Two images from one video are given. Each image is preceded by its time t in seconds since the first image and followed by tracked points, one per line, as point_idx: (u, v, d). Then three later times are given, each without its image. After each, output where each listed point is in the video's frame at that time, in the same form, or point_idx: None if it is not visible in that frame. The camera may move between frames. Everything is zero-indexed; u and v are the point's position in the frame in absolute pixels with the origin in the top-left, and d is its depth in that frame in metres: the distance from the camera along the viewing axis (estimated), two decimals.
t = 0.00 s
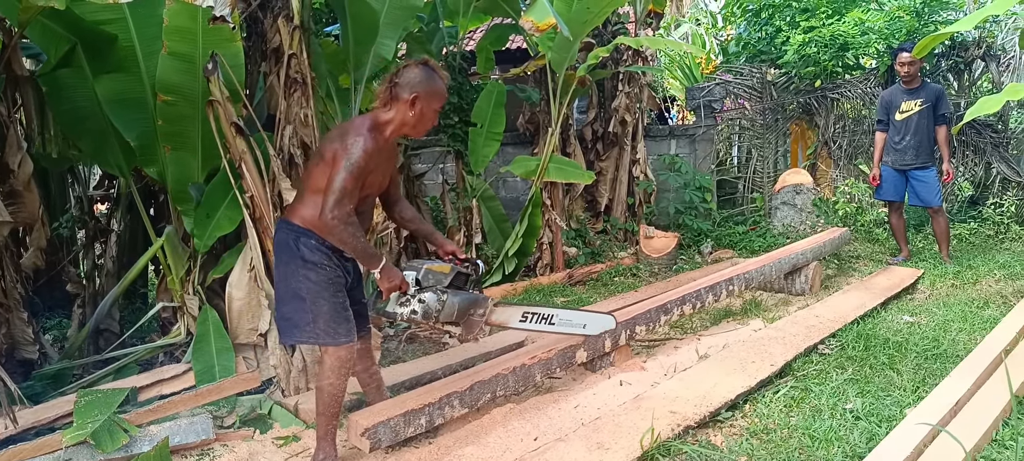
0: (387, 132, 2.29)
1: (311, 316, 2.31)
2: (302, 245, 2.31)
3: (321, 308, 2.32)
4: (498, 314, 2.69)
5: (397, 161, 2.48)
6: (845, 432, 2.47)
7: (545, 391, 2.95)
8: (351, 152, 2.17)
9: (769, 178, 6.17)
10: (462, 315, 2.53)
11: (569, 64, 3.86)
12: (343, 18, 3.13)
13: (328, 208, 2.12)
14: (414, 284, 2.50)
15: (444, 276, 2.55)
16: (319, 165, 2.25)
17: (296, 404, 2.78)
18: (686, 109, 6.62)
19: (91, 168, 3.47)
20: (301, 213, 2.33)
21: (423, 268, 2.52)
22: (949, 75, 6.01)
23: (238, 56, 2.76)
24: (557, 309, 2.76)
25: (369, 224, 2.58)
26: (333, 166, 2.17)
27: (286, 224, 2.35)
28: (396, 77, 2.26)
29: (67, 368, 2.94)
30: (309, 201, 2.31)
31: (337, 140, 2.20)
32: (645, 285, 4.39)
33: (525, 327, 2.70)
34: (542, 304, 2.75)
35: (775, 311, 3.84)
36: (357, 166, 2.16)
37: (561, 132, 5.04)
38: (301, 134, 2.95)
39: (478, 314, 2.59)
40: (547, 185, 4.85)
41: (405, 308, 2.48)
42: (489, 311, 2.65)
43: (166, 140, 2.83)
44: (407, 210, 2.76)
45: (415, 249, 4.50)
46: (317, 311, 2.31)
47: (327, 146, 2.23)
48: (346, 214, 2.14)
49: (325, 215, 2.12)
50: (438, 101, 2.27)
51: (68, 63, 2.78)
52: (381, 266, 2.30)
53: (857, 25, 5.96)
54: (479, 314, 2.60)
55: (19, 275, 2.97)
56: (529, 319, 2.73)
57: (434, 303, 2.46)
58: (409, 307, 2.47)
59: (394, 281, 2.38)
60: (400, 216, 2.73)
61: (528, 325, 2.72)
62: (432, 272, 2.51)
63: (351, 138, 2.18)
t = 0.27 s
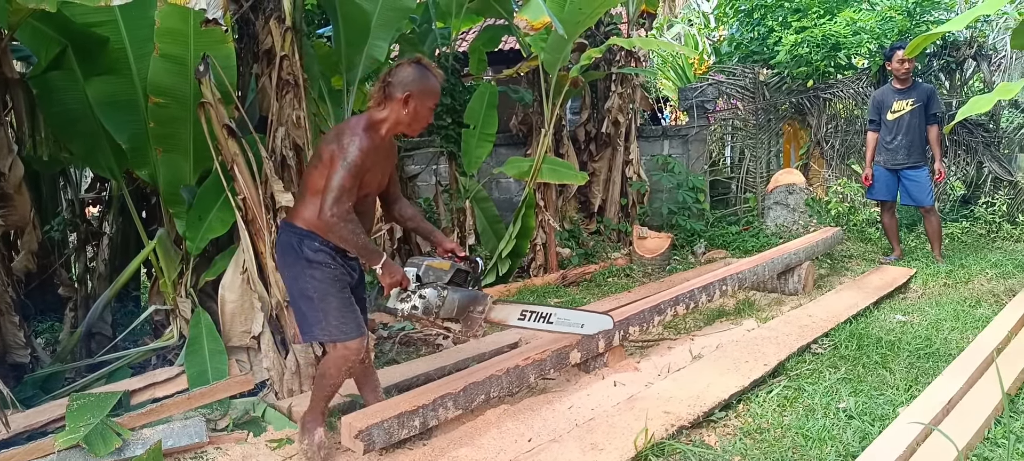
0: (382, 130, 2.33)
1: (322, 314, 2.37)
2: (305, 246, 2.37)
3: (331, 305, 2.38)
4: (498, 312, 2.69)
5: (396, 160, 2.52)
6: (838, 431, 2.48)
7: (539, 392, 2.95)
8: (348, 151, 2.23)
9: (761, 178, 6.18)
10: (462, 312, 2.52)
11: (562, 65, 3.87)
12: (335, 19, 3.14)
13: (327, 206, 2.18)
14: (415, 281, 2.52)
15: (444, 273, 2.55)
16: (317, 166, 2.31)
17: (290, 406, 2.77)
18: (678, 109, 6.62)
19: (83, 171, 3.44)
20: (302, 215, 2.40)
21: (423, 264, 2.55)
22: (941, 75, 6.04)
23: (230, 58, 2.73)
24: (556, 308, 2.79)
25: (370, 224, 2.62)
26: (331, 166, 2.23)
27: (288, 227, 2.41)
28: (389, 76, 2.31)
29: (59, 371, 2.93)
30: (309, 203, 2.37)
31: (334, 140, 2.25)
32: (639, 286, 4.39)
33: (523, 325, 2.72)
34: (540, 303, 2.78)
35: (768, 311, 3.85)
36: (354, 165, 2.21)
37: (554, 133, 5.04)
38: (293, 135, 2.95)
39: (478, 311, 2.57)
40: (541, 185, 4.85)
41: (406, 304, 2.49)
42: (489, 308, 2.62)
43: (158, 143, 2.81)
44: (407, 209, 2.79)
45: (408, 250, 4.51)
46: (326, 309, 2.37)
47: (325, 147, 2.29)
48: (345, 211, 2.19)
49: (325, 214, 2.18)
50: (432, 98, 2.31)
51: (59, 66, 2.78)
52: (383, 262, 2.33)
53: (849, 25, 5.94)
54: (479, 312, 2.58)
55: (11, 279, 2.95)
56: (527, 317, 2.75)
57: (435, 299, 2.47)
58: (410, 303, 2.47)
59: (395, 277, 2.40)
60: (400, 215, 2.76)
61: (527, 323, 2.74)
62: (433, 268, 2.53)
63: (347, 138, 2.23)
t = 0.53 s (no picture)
0: (370, 136, 2.32)
1: (316, 321, 2.44)
2: (298, 254, 2.41)
3: (325, 312, 2.45)
4: (491, 317, 2.71)
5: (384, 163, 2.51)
6: (831, 432, 2.48)
7: (533, 394, 2.95)
8: (337, 160, 2.23)
9: (754, 180, 6.13)
10: (455, 318, 2.54)
11: (555, 66, 3.87)
12: (327, 21, 3.15)
13: (319, 214, 2.18)
14: (407, 287, 2.52)
15: (436, 279, 2.58)
16: (307, 173, 2.32)
17: (283, 408, 2.76)
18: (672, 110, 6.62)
19: (74, 173, 3.43)
20: (293, 221, 2.42)
21: (416, 271, 2.58)
22: (933, 76, 6.06)
23: (222, 60, 2.72)
24: (549, 313, 2.80)
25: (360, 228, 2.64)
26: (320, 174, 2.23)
27: (279, 234, 2.44)
28: (374, 81, 2.27)
29: (51, 374, 2.92)
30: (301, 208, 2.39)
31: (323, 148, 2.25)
32: (633, 287, 4.39)
33: (517, 330, 2.73)
34: (534, 308, 2.78)
35: (761, 312, 3.86)
36: (344, 172, 2.21)
37: (548, 134, 5.05)
38: (286, 137, 2.95)
39: (470, 317, 2.59)
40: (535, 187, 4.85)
41: (399, 310, 2.48)
42: (483, 314, 2.66)
43: (150, 145, 2.80)
44: (400, 212, 2.78)
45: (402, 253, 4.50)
46: (321, 315, 2.44)
47: (314, 155, 2.29)
48: (337, 219, 2.19)
49: (317, 222, 2.18)
50: (417, 101, 2.27)
51: (51, 67, 2.78)
52: (376, 269, 2.35)
53: (841, 26, 6.08)
54: (473, 317, 2.61)
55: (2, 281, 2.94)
56: (521, 322, 2.75)
57: (428, 305, 2.47)
58: (402, 309, 2.47)
59: (388, 283, 2.40)
60: (394, 219, 2.76)
61: (520, 328, 2.74)
62: (425, 274, 2.56)
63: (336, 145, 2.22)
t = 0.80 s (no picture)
0: (373, 137, 2.37)
1: (321, 322, 2.43)
2: (301, 255, 2.42)
3: (330, 313, 2.44)
4: (493, 315, 2.69)
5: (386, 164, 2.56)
6: (826, 432, 2.48)
7: (527, 395, 2.95)
8: (341, 161, 2.26)
9: (748, 180, 6.16)
10: (458, 317, 2.52)
11: (549, 67, 3.88)
12: (322, 23, 3.15)
13: (324, 216, 2.21)
14: (411, 287, 2.50)
15: (439, 278, 2.55)
16: (310, 176, 2.35)
17: (277, 410, 2.76)
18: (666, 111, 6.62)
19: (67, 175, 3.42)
20: (295, 223, 2.43)
21: (419, 271, 2.55)
22: (927, 77, 6.03)
23: (216, 61, 2.74)
24: (550, 310, 2.77)
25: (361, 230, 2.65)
26: (324, 176, 2.27)
27: (281, 236, 2.45)
28: (377, 83, 2.32)
29: (44, 376, 2.91)
30: (302, 210, 2.42)
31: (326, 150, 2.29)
32: (627, 288, 4.40)
33: (518, 328, 2.70)
34: (535, 305, 2.75)
35: (755, 313, 3.86)
36: (347, 174, 2.25)
37: (542, 135, 5.05)
38: (279, 138, 2.95)
39: (472, 315, 2.58)
40: (529, 188, 4.86)
41: (403, 311, 2.48)
42: (484, 312, 2.63)
43: (143, 146, 2.80)
44: (401, 213, 2.84)
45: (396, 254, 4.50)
46: (326, 317, 2.43)
47: (316, 157, 2.32)
48: (341, 221, 2.23)
49: (322, 224, 2.22)
50: (421, 103, 2.34)
51: (43, 69, 2.75)
52: (380, 270, 2.35)
53: (835, 27, 5.99)
54: (474, 316, 2.59)
55: None
56: (522, 319, 2.72)
57: (431, 305, 2.46)
58: (406, 310, 2.47)
59: (392, 284, 2.40)
60: (394, 220, 2.83)
61: (521, 325, 2.72)
62: (428, 274, 2.53)
63: (339, 147, 2.26)
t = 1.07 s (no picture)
0: (382, 139, 2.40)
1: (329, 320, 2.46)
2: (309, 253, 2.43)
3: (338, 311, 2.47)
4: (490, 319, 2.72)
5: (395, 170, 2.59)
6: (820, 432, 2.48)
7: (521, 396, 2.95)
8: (348, 162, 2.29)
9: (742, 180, 6.13)
10: (455, 320, 2.53)
11: (543, 68, 3.89)
12: (314, 25, 3.14)
13: (326, 214, 2.23)
14: (409, 291, 2.51)
15: (437, 282, 2.55)
16: (317, 175, 2.37)
17: (271, 412, 2.75)
18: (660, 112, 6.63)
19: (60, 177, 3.44)
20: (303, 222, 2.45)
21: (417, 274, 2.54)
22: (920, 77, 6.03)
23: (208, 63, 2.72)
24: (546, 313, 2.78)
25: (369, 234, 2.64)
26: (331, 175, 2.29)
27: (292, 235, 2.46)
28: (391, 86, 2.38)
29: (37, 379, 2.90)
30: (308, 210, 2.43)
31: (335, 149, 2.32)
32: (621, 288, 4.40)
33: (516, 331, 2.73)
34: (532, 308, 2.77)
35: (749, 313, 3.87)
36: (353, 174, 2.28)
37: (536, 136, 5.06)
38: (273, 140, 2.94)
39: (469, 319, 2.58)
40: (523, 189, 4.87)
41: (401, 315, 2.48)
42: (481, 316, 2.64)
43: (136, 148, 2.80)
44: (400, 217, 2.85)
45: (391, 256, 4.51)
46: (333, 315, 2.46)
47: (325, 156, 2.35)
48: (344, 219, 2.24)
49: (324, 222, 2.23)
50: (432, 107, 2.40)
51: (35, 71, 2.74)
52: (379, 273, 2.35)
53: (828, 27, 6.06)
54: (471, 319, 2.60)
55: None
56: (519, 323, 2.75)
57: (429, 309, 2.46)
58: (404, 315, 2.47)
59: (389, 288, 2.40)
60: (392, 223, 2.83)
61: (519, 328, 2.74)
62: (426, 278, 2.52)
63: (348, 147, 2.29)
